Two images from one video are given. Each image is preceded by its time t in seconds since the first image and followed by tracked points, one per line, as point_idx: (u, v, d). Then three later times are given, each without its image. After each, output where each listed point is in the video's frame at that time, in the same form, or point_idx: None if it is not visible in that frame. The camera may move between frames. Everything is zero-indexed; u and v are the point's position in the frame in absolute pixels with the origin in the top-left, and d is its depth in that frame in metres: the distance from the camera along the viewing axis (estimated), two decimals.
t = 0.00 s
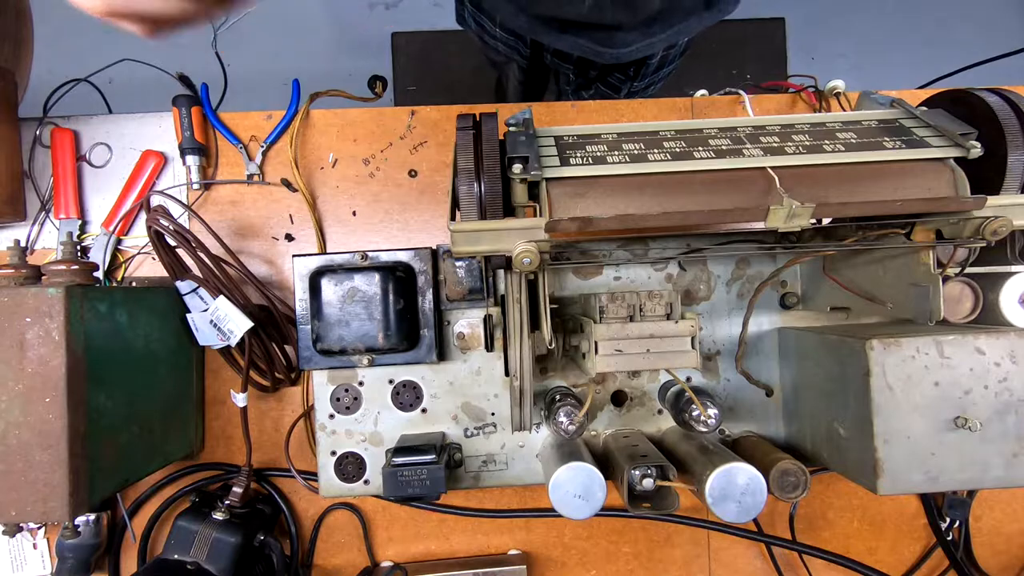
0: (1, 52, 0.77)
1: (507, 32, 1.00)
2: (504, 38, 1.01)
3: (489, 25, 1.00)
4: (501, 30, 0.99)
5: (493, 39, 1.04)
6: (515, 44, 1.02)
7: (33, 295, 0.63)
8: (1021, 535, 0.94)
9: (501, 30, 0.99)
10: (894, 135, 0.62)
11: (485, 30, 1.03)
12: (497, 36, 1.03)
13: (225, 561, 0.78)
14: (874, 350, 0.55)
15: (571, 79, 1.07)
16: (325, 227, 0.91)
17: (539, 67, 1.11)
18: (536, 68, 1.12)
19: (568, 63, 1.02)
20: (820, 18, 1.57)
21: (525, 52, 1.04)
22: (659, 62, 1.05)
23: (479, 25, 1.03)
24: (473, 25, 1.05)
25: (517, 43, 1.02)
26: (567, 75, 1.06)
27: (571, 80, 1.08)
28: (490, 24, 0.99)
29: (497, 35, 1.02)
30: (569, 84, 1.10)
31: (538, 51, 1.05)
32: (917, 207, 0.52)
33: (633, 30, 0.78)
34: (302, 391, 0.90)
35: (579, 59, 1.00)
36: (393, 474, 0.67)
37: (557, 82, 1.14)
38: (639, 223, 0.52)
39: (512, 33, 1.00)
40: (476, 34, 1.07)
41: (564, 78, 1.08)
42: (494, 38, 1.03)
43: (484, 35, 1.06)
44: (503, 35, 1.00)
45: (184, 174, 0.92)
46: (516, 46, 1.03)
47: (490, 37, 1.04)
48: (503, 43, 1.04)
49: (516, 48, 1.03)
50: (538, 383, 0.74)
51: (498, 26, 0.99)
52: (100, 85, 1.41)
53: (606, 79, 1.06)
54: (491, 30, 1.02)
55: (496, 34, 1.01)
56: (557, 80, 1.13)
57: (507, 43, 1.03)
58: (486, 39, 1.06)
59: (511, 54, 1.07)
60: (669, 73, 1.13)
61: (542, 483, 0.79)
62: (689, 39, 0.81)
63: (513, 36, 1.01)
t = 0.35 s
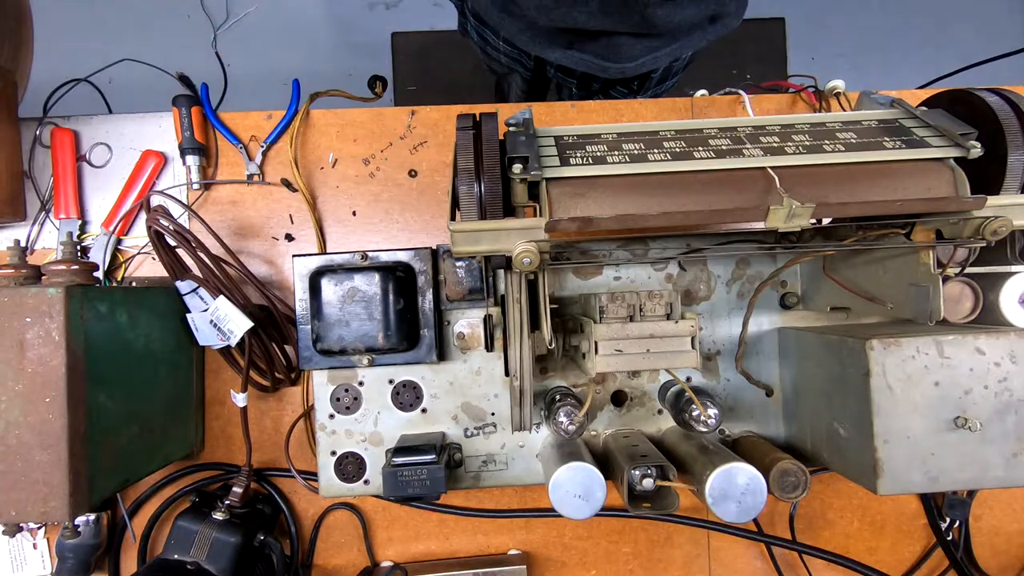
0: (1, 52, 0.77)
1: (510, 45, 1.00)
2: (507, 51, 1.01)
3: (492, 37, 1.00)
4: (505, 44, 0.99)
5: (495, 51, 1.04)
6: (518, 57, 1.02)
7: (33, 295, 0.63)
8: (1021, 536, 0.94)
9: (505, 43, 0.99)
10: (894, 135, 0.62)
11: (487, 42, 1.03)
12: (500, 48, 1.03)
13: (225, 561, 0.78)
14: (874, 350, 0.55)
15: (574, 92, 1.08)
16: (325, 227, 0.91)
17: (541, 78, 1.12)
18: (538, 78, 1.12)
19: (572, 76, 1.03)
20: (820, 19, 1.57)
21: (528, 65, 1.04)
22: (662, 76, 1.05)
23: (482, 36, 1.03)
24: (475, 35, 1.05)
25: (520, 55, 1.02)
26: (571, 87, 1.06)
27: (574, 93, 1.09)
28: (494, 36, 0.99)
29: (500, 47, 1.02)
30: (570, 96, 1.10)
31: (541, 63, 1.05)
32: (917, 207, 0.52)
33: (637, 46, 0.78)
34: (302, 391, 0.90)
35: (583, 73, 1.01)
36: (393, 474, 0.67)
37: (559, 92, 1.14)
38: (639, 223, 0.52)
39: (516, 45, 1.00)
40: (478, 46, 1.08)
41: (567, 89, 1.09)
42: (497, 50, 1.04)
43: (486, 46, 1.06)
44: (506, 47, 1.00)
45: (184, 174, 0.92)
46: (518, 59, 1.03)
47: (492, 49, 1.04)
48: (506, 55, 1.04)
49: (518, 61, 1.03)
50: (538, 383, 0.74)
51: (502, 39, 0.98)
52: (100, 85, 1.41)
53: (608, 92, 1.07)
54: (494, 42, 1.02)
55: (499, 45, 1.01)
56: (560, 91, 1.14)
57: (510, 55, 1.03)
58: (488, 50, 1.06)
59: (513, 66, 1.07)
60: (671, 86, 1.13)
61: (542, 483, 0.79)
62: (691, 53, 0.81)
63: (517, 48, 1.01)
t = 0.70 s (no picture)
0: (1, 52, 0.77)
1: (504, 54, 0.99)
2: (501, 61, 1.01)
3: (484, 49, 1.00)
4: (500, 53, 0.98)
5: (486, 64, 1.04)
6: (512, 66, 1.02)
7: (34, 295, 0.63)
8: (1021, 535, 0.94)
9: (499, 52, 0.99)
10: (894, 135, 0.62)
11: (477, 57, 1.03)
12: (492, 60, 1.02)
13: (225, 561, 0.78)
14: (874, 349, 0.55)
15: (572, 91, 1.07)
16: (325, 227, 0.91)
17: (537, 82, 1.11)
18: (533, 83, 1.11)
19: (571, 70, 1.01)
20: (820, 18, 1.57)
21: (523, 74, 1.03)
22: (660, 65, 1.03)
23: (471, 53, 1.03)
24: (463, 53, 1.05)
25: (515, 64, 1.01)
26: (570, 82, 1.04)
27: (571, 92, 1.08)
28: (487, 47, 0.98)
29: (492, 60, 1.02)
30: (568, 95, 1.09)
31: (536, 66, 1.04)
32: (917, 208, 0.52)
33: (639, 33, 0.77)
34: (302, 391, 0.90)
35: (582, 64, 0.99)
36: (393, 474, 0.67)
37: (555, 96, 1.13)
38: (639, 223, 0.52)
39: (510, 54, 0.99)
40: (466, 64, 1.08)
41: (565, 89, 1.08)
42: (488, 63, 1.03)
43: (475, 63, 1.05)
44: (500, 57, 1.00)
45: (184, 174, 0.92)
46: (512, 69, 1.02)
47: (483, 63, 1.04)
48: (498, 68, 1.03)
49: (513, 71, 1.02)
50: (538, 383, 0.74)
51: (495, 48, 0.98)
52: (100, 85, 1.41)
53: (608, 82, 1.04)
54: (485, 54, 1.01)
55: (491, 57, 1.01)
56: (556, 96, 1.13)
57: (503, 67, 1.02)
58: (477, 67, 1.06)
59: (505, 79, 1.06)
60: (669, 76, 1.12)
61: (542, 483, 0.79)
62: (690, 39, 0.82)
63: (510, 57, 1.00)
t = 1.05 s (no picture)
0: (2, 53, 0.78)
1: (483, 57, 0.99)
2: (481, 64, 1.01)
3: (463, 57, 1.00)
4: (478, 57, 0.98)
5: (467, 69, 1.04)
6: (493, 67, 1.01)
7: (34, 295, 0.63)
8: (1021, 535, 0.94)
9: (477, 56, 0.99)
10: (894, 135, 0.62)
11: (457, 63, 1.03)
12: (471, 64, 1.02)
13: (225, 561, 0.78)
14: (874, 350, 0.55)
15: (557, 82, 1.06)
16: (325, 227, 0.91)
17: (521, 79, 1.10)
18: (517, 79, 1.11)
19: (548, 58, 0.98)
20: (820, 18, 1.57)
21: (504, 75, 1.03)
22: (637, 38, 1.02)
23: (450, 60, 1.03)
24: (442, 60, 1.05)
25: (494, 65, 1.01)
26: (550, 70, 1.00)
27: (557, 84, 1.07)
28: (464, 54, 0.98)
29: (472, 64, 1.02)
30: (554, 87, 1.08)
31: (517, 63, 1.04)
32: (917, 208, 0.52)
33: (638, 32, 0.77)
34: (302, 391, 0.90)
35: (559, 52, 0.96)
36: (393, 474, 0.67)
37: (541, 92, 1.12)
38: (639, 223, 0.52)
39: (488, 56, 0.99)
40: (447, 70, 1.07)
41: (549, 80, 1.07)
42: (469, 67, 1.03)
43: (455, 69, 1.06)
44: (479, 60, 1.00)
45: (184, 174, 0.92)
46: (493, 70, 1.02)
47: (464, 69, 1.04)
48: (479, 71, 1.03)
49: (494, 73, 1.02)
50: (538, 383, 0.74)
51: (473, 53, 0.98)
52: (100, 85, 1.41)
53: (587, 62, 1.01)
54: (465, 60, 1.01)
55: (471, 62, 1.01)
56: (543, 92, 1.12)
57: (484, 69, 1.02)
58: (459, 73, 1.06)
59: (488, 80, 1.06)
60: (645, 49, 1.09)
61: (542, 483, 0.79)
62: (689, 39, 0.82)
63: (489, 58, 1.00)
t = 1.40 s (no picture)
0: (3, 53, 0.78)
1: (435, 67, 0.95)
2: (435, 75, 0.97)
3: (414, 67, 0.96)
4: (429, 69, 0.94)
5: (422, 80, 1.00)
6: (448, 77, 0.97)
7: (34, 295, 0.63)
8: (1021, 536, 0.94)
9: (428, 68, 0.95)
10: (895, 135, 0.62)
11: (411, 74, 0.99)
12: (425, 75, 0.98)
13: (225, 562, 0.78)
14: (874, 350, 0.55)
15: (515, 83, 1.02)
16: (325, 227, 0.91)
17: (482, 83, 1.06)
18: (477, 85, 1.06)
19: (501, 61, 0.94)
20: (820, 18, 1.57)
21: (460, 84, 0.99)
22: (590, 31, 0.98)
23: (405, 72, 0.99)
24: (397, 71, 1.01)
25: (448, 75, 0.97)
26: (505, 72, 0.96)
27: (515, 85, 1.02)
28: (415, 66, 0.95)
29: (425, 75, 0.98)
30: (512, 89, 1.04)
31: (472, 69, 1.00)
32: (917, 208, 0.52)
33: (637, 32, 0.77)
34: (302, 391, 0.90)
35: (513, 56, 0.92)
36: (393, 474, 0.67)
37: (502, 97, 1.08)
38: (639, 223, 0.52)
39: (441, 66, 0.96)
40: (404, 81, 1.03)
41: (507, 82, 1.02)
42: (423, 78, 0.99)
43: (411, 80, 1.02)
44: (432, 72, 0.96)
45: (184, 174, 0.92)
46: (448, 80, 0.98)
47: (419, 79, 1.00)
48: (434, 81, 0.99)
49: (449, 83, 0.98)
50: (538, 383, 0.74)
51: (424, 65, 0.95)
52: (100, 85, 1.41)
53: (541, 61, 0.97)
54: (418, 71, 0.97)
55: (424, 73, 0.97)
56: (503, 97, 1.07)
57: (439, 79, 0.98)
58: (415, 83, 1.02)
59: (444, 88, 1.02)
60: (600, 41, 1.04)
61: (542, 483, 0.79)
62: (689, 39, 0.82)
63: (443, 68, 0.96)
